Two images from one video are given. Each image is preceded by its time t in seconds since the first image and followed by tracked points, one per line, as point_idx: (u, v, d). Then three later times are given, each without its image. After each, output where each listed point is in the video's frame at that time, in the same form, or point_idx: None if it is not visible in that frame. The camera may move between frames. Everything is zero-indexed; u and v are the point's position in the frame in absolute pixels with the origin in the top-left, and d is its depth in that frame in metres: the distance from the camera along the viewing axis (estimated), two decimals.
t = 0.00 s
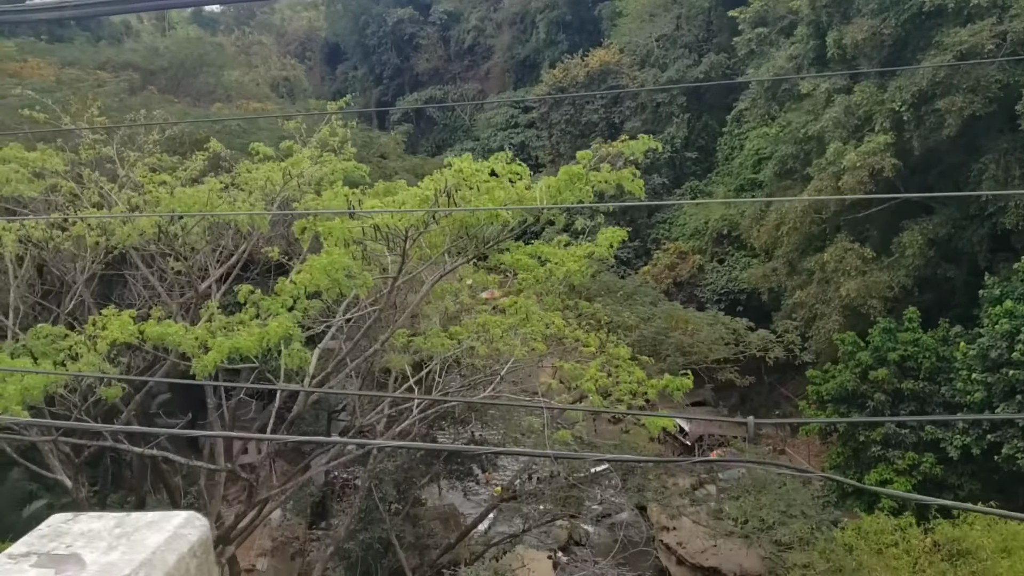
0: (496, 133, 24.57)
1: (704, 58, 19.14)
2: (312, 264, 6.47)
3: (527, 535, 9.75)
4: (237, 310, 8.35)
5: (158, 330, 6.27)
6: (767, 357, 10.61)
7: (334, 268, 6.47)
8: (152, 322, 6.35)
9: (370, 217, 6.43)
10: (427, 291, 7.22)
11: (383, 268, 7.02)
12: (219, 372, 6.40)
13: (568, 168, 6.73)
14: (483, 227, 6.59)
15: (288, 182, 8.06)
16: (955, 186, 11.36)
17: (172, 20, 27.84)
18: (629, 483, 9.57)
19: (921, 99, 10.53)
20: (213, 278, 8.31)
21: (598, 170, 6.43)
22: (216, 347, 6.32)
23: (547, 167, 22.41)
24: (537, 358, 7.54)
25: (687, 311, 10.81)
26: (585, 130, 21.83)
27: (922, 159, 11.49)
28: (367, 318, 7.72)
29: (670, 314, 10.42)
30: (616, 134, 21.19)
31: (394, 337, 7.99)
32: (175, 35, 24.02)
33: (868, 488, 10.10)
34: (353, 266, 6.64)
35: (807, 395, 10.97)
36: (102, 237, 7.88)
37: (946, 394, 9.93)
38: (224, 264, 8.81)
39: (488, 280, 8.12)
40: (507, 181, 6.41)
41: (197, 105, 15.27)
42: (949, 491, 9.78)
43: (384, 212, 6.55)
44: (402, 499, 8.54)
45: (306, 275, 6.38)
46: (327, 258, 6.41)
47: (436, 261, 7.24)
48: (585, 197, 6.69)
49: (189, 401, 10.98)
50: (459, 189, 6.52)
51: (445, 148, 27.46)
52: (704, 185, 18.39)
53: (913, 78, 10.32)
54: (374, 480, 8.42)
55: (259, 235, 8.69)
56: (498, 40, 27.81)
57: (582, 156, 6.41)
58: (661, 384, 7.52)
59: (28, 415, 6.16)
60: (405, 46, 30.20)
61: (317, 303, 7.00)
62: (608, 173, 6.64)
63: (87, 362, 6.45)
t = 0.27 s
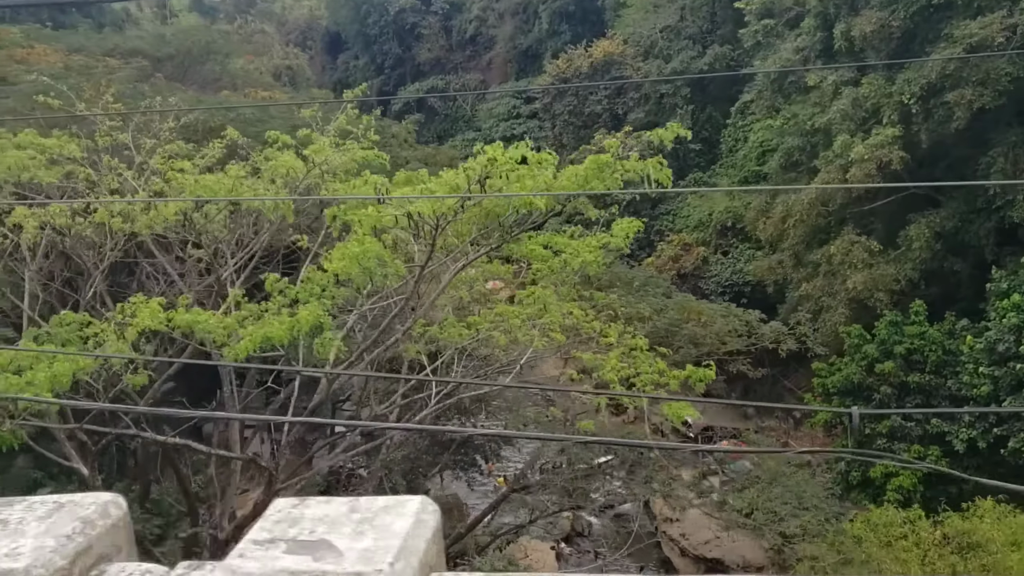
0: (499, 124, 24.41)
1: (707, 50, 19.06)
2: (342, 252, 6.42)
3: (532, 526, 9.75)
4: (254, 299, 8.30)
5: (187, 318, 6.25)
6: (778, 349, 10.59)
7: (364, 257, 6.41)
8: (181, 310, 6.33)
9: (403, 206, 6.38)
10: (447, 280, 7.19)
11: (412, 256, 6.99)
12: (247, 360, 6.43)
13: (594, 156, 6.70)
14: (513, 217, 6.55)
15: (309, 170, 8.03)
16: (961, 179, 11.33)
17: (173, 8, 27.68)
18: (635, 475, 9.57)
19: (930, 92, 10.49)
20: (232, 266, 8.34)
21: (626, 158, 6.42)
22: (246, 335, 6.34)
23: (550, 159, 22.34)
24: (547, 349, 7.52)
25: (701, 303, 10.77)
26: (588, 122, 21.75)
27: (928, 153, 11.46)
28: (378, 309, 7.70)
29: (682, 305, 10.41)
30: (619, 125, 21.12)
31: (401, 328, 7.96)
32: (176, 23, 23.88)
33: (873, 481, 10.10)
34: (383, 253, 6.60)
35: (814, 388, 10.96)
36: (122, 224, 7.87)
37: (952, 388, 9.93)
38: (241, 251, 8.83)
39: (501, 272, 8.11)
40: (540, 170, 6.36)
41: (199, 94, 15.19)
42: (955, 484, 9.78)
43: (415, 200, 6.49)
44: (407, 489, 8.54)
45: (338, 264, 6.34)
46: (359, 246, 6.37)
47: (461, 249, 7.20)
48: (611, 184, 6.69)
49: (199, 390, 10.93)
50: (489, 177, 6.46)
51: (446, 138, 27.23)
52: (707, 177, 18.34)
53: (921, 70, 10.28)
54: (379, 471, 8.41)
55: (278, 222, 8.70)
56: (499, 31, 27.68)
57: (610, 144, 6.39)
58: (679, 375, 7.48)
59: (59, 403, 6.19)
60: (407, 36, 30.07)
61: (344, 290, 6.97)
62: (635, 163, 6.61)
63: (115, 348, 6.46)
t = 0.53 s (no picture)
0: (501, 115, 23.89)
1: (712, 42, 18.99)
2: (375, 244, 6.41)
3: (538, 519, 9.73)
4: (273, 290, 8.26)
5: (217, 308, 6.23)
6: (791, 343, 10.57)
7: (397, 248, 6.37)
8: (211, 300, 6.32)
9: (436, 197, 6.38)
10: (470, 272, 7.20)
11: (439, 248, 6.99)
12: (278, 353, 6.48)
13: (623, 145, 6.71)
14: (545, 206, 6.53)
15: (332, 159, 8.02)
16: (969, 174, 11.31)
17: None
18: (644, 468, 9.55)
19: (939, 86, 10.47)
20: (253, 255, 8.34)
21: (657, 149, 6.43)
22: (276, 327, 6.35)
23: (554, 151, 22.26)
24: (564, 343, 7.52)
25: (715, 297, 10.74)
26: (592, 114, 21.67)
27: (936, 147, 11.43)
28: (395, 302, 7.67)
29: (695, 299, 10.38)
30: (623, 118, 21.05)
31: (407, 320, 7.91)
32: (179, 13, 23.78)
33: (879, 475, 10.10)
34: (416, 244, 6.60)
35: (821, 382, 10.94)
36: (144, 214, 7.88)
37: (959, 382, 9.92)
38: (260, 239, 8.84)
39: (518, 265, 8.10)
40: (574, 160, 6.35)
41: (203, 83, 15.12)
42: (961, 479, 9.79)
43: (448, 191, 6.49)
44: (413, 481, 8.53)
45: (371, 255, 6.31)
46: (392, 238, 6.37)
47: (485, 240, 7.21)
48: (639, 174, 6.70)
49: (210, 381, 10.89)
50: (521, 167, 6.46)
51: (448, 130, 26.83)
52: (712, 170, 18.29)
53: (931, 64, 10.26)
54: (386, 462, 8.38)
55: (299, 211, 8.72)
56: (503, 22, 27.56)
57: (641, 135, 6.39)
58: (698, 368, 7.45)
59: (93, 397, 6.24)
60: (409, 27, 29.96)
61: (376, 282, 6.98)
62: (663, 154, 6.62)
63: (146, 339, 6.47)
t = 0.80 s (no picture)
0: (505, 114, 23.72)
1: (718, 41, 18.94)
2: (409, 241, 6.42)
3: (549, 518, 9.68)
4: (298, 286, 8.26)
5: (250, 305, 6.25)
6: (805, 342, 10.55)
7: (432, 245, 6.36)
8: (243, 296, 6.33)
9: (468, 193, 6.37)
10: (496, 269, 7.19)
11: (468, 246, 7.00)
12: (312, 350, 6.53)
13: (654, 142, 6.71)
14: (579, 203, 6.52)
15: (357, 156, 8.01)
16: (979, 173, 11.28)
17: None
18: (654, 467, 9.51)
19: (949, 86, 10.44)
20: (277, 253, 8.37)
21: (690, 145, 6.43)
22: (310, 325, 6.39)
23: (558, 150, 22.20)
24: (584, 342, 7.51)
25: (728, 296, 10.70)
26: (597, 112, 21.61)
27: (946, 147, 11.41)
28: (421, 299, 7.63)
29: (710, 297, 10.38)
30: (627, 117, 20.99)
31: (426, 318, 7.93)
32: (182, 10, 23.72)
33: (887, 475, 10.08)
34: (450, 241, 6.62)
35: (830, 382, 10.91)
36: (169, 211, 7.90)
37: (968, 382, 9.90)
38: (282, 235, 8.86)
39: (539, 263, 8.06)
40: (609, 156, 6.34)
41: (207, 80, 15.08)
42: (970, 479, 9.76)
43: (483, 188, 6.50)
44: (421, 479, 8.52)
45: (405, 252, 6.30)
46: (427, 236, 6.39)
47: (512, 238, 7.20)
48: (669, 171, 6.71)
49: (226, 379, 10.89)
50: (554, 163, 6.46)
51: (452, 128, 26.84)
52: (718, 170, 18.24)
53: (941, 63, 10.23)
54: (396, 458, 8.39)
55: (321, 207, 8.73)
56: (507, 20, 27.50)
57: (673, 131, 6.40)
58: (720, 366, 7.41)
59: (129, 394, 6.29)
60: (413, 25, 29.92)
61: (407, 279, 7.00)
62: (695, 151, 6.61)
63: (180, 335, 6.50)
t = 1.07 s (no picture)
0: (508, 112, 23.70)
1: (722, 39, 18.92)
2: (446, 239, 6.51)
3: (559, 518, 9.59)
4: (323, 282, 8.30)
5: (283, 303, 6.30)
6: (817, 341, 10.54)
7: (466, 241, 6.44)
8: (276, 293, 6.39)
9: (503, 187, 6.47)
10: (523, 266, 7.19)
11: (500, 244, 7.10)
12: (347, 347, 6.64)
13: (684, 138, 6.79)
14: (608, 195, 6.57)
15: (382, 153, 8.05)
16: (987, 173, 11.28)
17: None
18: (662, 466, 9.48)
19: (958, 85, 10.43)
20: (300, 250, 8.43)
21: (720, 141, 6.51)
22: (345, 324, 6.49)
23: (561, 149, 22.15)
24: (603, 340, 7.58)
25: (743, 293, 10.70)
26: (600, 111, 21.57)
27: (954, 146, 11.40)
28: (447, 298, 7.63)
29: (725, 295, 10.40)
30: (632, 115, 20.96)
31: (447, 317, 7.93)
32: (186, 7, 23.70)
33: (896, 474, 10.04)
34: (484, 237, 6.72)
35: (837, 382, 10.89)
36: (193, 208, 7.93)
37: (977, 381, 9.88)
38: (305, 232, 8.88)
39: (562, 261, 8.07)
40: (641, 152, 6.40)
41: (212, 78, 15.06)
42: (978, 478, 9.74)
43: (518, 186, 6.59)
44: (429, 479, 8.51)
45: (441, 249, 6.36)
46: (463, 234, 6.49)
47: (543, 234, 7.23)
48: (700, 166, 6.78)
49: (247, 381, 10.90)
50: (588, 159, 6.53)
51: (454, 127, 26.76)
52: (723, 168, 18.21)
53: (950, 62, 10.23)
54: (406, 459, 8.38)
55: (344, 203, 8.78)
56: (509, 19, 27.43)
57: (704, 127, 6.46)
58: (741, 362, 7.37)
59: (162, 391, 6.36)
60: (415, 23, 29.89)
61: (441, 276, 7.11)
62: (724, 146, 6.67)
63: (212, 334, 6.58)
